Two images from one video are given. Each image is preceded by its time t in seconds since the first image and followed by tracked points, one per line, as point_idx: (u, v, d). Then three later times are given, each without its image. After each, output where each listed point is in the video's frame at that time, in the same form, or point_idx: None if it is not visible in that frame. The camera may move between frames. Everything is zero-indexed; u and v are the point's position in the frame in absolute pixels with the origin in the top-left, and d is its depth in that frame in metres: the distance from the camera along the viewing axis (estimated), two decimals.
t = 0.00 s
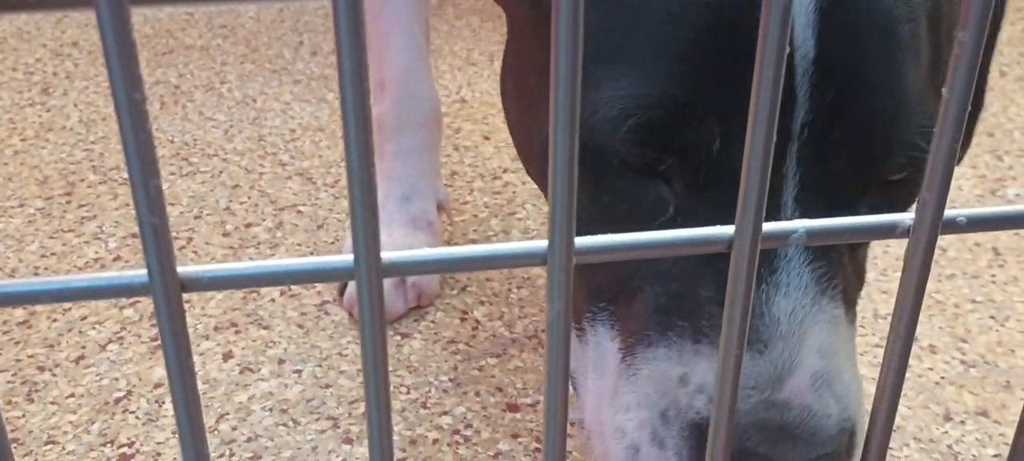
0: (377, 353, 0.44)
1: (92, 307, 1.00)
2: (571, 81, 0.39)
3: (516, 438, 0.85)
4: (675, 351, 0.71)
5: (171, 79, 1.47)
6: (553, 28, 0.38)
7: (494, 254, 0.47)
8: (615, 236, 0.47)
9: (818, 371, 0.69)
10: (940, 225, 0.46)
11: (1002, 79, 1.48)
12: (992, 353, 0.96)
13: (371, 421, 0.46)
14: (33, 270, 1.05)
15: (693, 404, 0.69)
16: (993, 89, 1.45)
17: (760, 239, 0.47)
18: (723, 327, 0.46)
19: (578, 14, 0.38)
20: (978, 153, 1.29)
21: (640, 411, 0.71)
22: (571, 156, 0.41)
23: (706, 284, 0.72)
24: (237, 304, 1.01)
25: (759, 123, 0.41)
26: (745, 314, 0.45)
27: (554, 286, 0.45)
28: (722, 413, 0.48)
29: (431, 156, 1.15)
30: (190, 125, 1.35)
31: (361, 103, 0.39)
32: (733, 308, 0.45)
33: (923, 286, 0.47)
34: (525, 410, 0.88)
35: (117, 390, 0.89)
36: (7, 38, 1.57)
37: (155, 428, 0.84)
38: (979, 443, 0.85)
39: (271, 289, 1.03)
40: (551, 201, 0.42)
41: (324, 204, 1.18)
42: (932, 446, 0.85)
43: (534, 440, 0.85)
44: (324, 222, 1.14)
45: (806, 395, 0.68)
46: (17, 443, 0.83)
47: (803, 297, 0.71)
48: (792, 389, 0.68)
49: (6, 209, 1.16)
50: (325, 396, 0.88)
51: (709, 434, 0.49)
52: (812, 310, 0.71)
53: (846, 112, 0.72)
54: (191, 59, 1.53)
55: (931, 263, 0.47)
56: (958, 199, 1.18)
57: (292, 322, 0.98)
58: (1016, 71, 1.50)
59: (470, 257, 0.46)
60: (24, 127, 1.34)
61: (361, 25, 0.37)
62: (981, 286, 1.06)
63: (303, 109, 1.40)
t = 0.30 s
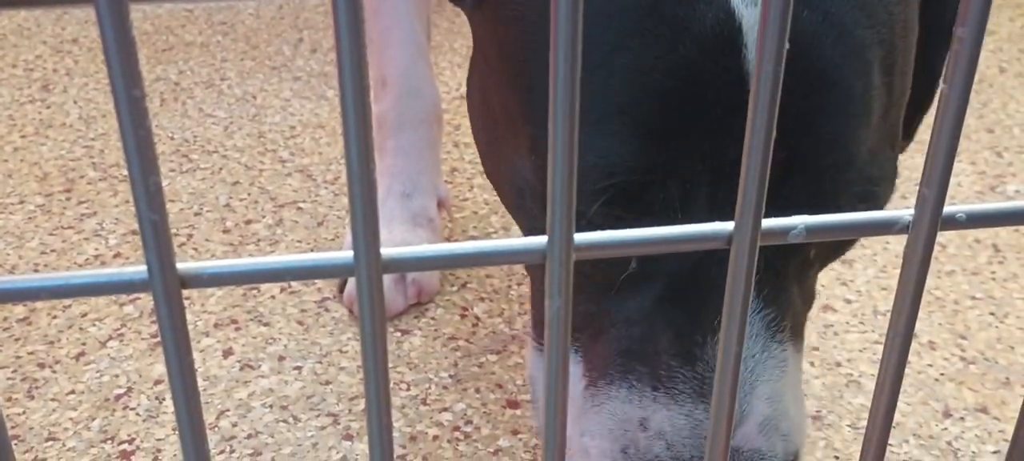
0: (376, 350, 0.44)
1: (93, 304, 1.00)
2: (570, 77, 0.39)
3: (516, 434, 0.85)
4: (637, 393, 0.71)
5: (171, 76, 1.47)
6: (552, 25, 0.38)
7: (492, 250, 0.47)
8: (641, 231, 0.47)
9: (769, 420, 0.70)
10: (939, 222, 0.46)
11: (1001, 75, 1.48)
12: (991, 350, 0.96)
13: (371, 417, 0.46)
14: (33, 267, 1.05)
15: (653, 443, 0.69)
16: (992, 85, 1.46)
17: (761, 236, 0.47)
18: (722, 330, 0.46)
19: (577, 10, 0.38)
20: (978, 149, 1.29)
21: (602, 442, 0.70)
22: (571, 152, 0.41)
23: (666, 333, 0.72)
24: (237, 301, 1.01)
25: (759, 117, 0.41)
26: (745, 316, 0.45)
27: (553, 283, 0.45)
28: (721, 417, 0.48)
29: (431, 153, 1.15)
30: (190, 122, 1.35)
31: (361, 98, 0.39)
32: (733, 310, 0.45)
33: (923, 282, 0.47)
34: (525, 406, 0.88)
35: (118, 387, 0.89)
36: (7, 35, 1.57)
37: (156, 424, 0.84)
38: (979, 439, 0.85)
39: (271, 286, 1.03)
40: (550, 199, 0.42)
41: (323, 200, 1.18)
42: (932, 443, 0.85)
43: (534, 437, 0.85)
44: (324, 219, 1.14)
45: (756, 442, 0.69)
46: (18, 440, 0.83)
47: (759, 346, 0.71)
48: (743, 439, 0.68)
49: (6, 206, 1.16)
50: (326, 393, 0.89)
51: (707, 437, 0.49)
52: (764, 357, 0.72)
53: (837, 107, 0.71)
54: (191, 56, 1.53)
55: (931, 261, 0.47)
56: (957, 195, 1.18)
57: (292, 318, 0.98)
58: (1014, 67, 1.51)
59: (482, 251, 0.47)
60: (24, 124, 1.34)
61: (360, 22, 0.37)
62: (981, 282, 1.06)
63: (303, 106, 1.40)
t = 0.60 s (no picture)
0: (377, 346, 0.44)
1: (93, 301, 1.00)
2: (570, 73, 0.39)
3: (516, 432, 0.85)
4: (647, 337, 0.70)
5: (171, 73, 1.47)
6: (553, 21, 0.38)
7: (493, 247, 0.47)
8: (646, 227, 0.47)
9: (791, 348, 0.69)
10: (939, 220, 0.46)
11: (1001, 72, 1.48)
12: (992, 347, 0.96)
13: (372, 413, 0.46)
14: (33, 264, 1.05)
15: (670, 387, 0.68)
16: (992, 82, 1.46)
17: (762, 234, 0.47)
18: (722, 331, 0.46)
19: (578, 10, 0.38)
20: (978, 147, 1.29)
21: (617, 392, 0.69)
22: (572, 151, 0.41)
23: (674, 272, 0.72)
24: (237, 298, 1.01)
25: (760, 116, 0.41)
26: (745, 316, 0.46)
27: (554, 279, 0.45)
28: (722, 411, 0.48)
29: (432, 151, 1.15)
30: (190, 119, 1.35)
31: (361, 97, 0.39)
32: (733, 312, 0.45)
33: (924, 280, 0.47)
34: (525, 404, 0.88)
35: (118, 384, 0.89)
36: (7, 32, 1.57)
37: (156, 421, 0.84)
38: (979, 437, 0.85)
39: (271, 283, 1.03)
40: (551, 196, 0.42)
41: (323, 198, 1.18)
42: (932, 440, 0.85)
43: (534, 434, 0.85)
44: (324, 217, 1.14)
45: (782, 372, 0.67)
46: (18, 437, 0.83)
47: (774, 281, 0.71)
48: (768, 368, 0.67)
49: (6, 203, 1.15)
50: (326, 390, 0.89)
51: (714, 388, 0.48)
52: (780, 291, 0.71)
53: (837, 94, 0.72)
54: (191, 53, 1.53)
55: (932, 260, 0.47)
56: (957, 193, 1.18)
57: (292, 316, 0.98)
58: (1014, 65, 1.51)
59: (486, 249, 0.47)
60: (24, 121, 1.33)
61: (360, 20, 0.37)
62: (981, 280, 1.06)
63: (303, 103, 1.40)
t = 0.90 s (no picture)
0: (378, 346, 0.44)
1: (94, 299, 1.00)
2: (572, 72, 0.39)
3: (516, 429, 0.85)
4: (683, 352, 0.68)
5: (171, 71, 1.47)
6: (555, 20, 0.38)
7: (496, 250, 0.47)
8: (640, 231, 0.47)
9: (829, 353, 0.66)
10: (945, 223, 0.46)
11: (1002, 71, 1.48)
12: (992, 345, 0.96)
13: (372, 414, 0.46)
14: (34, 262, 1.05)
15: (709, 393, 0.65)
16: (993, 80, 1.46)
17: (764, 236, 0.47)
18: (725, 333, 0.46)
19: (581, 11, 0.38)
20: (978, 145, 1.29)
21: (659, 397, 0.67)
22: (574, 149, 0.41)
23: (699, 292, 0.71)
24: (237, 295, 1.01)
25: (763, 119, 0.41)
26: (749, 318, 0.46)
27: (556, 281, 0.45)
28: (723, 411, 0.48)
29: (431, 150, 1.15)
30: (191, 117, 1.35)
31: (363, 96, 0.39)
32: (737, 314, 0.45)
33: (928, 280, 0.47)
34: (526, 401, 0.88)
35: (118, 382, 0.89)
36: (7, 30, 1.57)
37: (156, 419, 0.85)
38: (979, 434, 0.85)
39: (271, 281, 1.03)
40: (553, 195, 0.42)
41: (324, 195, 1.18)
42: (932, 438, 0.85)
43: (535, 432, 0.85)
44: (325, 214, 1.14)
45: (819, 372, 0.64)
46: (19, 434, 0.83)
47: (799, 296, 0.69)
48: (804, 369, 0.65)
49: (7, 200, 1.16)
50: (326, 387, 0.89)
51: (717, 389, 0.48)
52: (809, 308, 0.69)
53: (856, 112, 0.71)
54: (192, 51, 1.53)
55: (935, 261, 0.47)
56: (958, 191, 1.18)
57: (293, 313, 0.98)
58: (1014, 63, 1.51)
59: (489, 252, 0.47)
60: (25, 119, 1.34)
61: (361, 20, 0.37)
62: (982, 277, 1.06)
63: (303, 101, 1.40)
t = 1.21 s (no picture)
0: (376, 345, 0.44)
1: (92, 297, 1.00)
2: (570, 68, 0.39)
3: (516, 428, 0.85)
4: (698, 367, 0.70)
5: (170, 69, 1.47)
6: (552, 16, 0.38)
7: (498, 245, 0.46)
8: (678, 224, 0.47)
9: (834, 384, 0.68)
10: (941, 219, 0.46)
11: (1002, 69, 1.48)
12: (992, 344, 0.96)
13: (370, 413, 0.46)
14: (33, 260, 1.05)
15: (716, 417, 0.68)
16: (993, 78, 1.45)
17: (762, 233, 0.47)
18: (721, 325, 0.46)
19: (578, 7, 0.38)
20: (978, 143, 1.29)
21: (669, 419, 0.69)
22: (572, 147, 0.41)
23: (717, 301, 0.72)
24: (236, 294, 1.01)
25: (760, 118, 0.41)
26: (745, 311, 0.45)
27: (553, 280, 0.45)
28: (718, 417, 0.48)
29: (430, 147, 1.15)
30: (190, 114, 1.35)
31: (361, 94, 0.38)
32: (732, 305, 0.45)
33: (924, 280, 0.47)
34: (525, 400, 0.88)
35: (117, 380, 0.89)
36: (6, 28, 1.57)
37: (155, 418, 0.84)
38: (979, 434, 0.85)
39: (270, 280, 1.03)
40: (550, 192, 0.42)
41: (323, 194, 1.18)
42: (932, 437, 0.85)
43: (534, 431, 0.85)
44: (324, 213, 1.14)
45: (822, 410, 0.67)
46: (18, 434, 0.83)
47: (811, 311, 0.71)
48: (808, 405, 0.67)
49: (5, 198, 1.15)
50: (325, 386, 0.89)
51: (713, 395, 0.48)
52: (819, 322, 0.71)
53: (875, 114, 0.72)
54: (191, 48, 1.53)
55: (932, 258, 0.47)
56: (957, 189, 1.18)
57: (292, 312, 0.98)
58: (1014, 60, 1.50)
59: (486, 249, 0.46)
60: (23, 116, 1.33)
61: (359, 17, 0.37)
62: (982, 277, 1.06)
63: (303, 99, 1.40)
